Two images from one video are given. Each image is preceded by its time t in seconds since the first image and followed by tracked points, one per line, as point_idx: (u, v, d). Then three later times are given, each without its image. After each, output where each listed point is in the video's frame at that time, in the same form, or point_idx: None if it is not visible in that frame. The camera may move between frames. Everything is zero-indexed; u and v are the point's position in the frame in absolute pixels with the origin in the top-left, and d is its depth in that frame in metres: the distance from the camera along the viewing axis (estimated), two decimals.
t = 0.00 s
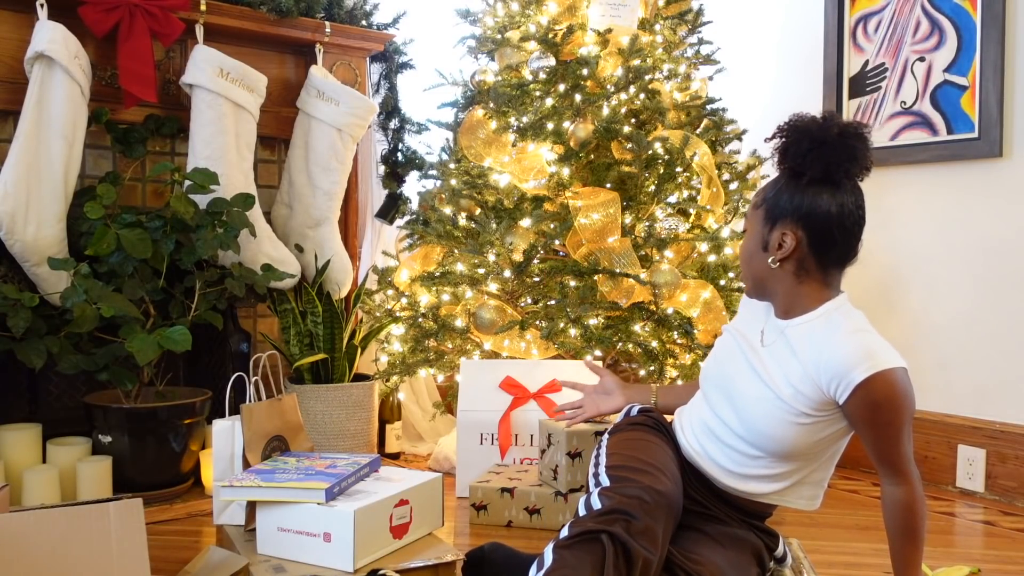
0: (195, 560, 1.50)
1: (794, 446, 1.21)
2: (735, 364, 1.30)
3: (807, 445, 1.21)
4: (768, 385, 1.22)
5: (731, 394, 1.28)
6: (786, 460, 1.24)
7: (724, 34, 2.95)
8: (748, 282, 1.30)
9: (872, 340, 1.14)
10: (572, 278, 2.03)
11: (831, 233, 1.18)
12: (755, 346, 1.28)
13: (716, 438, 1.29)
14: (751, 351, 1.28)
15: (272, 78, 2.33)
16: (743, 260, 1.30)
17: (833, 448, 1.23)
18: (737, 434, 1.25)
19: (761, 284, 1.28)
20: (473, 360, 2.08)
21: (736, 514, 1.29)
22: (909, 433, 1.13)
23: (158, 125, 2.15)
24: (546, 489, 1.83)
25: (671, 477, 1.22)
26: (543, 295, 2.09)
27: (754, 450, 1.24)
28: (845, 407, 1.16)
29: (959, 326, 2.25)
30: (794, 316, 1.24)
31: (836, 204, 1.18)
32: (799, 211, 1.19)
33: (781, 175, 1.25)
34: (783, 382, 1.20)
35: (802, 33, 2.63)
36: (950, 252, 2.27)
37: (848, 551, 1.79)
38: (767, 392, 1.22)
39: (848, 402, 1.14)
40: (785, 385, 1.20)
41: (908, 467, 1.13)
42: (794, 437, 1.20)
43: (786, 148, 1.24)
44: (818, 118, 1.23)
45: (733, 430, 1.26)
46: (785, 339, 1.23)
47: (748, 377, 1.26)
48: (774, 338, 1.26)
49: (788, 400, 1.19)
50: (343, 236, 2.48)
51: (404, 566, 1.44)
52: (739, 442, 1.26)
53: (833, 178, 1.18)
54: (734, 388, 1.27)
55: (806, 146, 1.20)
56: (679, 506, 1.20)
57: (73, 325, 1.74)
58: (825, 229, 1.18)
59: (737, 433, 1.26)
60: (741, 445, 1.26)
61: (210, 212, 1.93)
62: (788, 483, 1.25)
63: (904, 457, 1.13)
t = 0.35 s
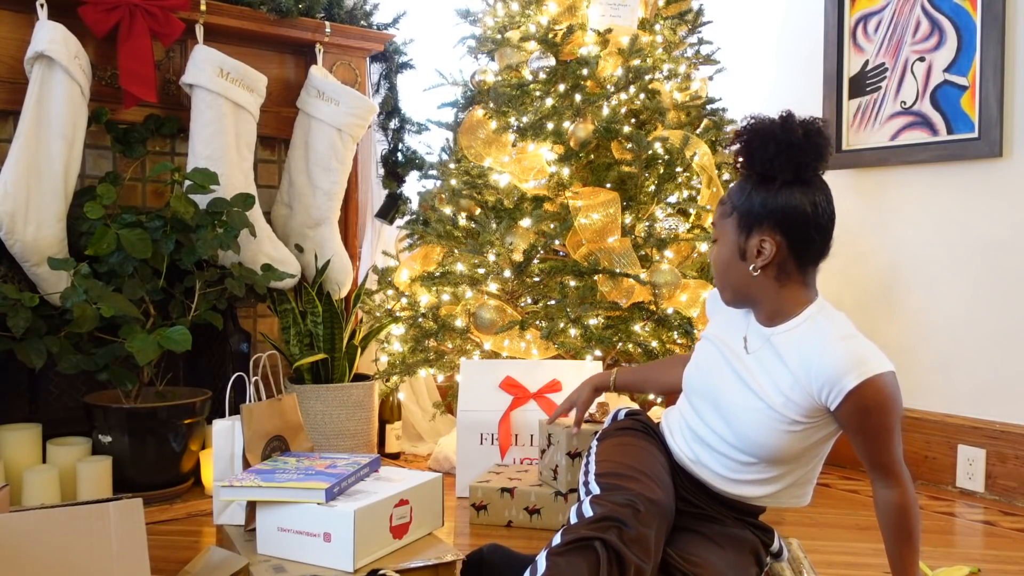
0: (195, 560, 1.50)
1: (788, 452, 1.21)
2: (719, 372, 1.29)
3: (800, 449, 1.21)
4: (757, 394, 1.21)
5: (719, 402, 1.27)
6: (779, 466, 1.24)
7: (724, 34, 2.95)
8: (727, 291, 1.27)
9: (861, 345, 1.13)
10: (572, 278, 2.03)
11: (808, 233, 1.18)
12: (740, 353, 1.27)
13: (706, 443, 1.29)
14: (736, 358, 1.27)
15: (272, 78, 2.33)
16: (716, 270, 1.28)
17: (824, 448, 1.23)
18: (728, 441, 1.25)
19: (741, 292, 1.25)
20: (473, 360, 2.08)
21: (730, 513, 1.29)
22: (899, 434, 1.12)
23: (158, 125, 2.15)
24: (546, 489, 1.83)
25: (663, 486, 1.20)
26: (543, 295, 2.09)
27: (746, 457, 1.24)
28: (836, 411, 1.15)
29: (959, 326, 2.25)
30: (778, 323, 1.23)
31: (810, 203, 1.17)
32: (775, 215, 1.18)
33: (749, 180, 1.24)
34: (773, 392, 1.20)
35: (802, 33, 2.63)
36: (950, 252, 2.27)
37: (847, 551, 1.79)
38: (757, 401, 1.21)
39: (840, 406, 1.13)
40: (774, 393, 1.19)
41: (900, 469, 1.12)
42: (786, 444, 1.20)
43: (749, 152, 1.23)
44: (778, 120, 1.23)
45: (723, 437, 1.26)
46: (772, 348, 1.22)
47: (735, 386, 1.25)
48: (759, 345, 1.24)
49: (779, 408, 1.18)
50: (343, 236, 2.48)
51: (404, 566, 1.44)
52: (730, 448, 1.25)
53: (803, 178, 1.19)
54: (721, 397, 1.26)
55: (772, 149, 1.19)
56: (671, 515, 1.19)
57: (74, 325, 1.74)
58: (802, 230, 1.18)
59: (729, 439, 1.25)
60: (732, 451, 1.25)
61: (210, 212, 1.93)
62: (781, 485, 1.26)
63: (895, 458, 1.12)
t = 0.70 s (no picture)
0: (195, 560, 1.51)
1: (788, 447, 1.20)
2: (705, 376, 1.26)
3: (795, 444, 1.21)
4: (749, 392, 1.20)
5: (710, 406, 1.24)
6: (776, 462, 1.23)
7: (724, 33, 2.95)
8: (750, 277, 1.19)
9: (853, 331, 1.16)
10: (572, 278, 2.04)
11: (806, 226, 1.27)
12: (724, 356, 1.25)
13: (696, 447, 1.26)
14: (721, 360, 1.25)
15: (272, 78, 2.33)
16: (746, 261, 1.18)
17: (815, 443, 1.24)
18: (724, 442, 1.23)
19: (767, 281, 1.20)
20: (473, 360, 2.07)
21: (729, 511, 1.26)
22: (888, 430, 1.17)
23: (158, 125, 2.15)
24: (546, 489, 1.83)
25: (650, 481, 1.18)
26: (543, 295, 2.09)
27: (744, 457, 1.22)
28: (834, 403, 1.18)
29: (959, 326, 2.25)
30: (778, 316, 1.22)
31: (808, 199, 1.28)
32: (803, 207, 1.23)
33: (781, 168, 1.22)
34: (772, 387, 1.19)
35: (802, 33, 2.63)
36: (950, 252, 2.27)
37: (847, 551, 1.79)
38: (755, 399, 1.19)
39: (838, 397, 1.16)
40: (769, 389, 1.19)
41: (889, 464, 1.17)
42: (787, 439, 1.19)
43: (791, 142, 1.22)
44: (797, 113, 1.24)
45: (718, 440, 1.23)
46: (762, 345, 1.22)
47: (725, 388, 1.23)
48: (745, 344, 1.23)
49: (780, 403, 1.18)
50: (343, 236, 2.48)
51: (404, 566, 1.44)
52: (726, 449, 1.23)
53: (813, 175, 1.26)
54: (711, 400, 1.24)
55: (805, 144, 1.23)
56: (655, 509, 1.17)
57: (74, 325, 1.74)
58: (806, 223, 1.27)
59: (725, 440, 1.22)
60: (729, 453, 1.23)
61: (210, 212, 1.93)
62: (777, 484, 1.25)
63: (883, 454, 1.17)
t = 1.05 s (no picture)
0: (195, 560, 1.51)
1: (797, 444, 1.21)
2: (711, 378, 1.24)
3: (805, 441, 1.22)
4: (765, 393, 1.19)
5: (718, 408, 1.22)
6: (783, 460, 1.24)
7: (724, 34, 2.95)
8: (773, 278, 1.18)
9: (861, 324, 1.18)
10: (572, 278, 2.04)
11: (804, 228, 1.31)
12: (729, 357, 1.24)
13: (702, 448, 1.25)
14: (728, 361, 1.23)
15: (272, 78, 2.33)
16: (773, 264, 1.17)
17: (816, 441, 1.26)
18: (734, 443, 1.22)
19: (788, 284, 1.20)
20: (473, 360, 2.07)
21: (728, 511, 1.26)
22: (889, 426, 1.19)
23: (158, 125, 2.15)
24: (546, 489, 1.83)
25: (647, 483, 1.18)
26: (543, 295, 2.09)
27: (754, 456, 1.22)
28: (842, 395, 1.19)
29: (958, 326, 2.26)
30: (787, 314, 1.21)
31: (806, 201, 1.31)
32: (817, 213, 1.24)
33: (799, 173, 1.23)
34: (786, 385, 1.18)
35: (802, 33, 2.63)
36: (949, 252, 2.27)
37: (847, 551, 1.79)
38: (768, 399, 1.18)
39: (848, 391, 1.18)
40: (784, 388, 1.18)
41: (891, 459, 1.19)
42: (796, 437, 1.20)
43: (812, 147, 1.22)
44: (814, 117, 1.25)
45: (728, 441, 1.22)
46: (771, 344, 1.21)
47: (734, 389, 1.21)
48: (757, 346, 1.22)
49: (792, 401, 1.18)
50: (343, 236, 2.48)
51: (404, 566, 1.44)
52: (735, 450, 1.22)
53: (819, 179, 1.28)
54: (720, 403, 1.22)
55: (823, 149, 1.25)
56: (656, 506, 1.17)
57: (73, 325, 1.74)
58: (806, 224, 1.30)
59: (734, 442, 1.22)
60: (738, 453, 1.22)
61: (210, 212, 1.93)
62: (780, 482, 1.26)
63: (885, 450, 1.19)
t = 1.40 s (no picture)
0: (194, 560, 1.51)
1: (797, 443, 1.21)
2: (709, 379, 1.25)
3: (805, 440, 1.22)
4: (765, 394, 1.19)
5: (717, 409, 1.23)
6: (782, 459, 1.24)
7: (724, 33, 2.95)
8: (746, 278, 1.18)
9: (858, 322, 1.18)
10: (572, 278, 2.05)
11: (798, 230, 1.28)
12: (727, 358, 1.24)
13: (702, 448, 1.26)
14: (726, 362, 1.24)
15: (272, 78, 2.33)
16: (741, 264, 1.17)
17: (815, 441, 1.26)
18: (734, 444, 1.22)
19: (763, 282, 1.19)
20: (473, 360, 2.08)
21: (727, 511, 1.26)
22: (888, 425, 1.19)
23: (158, 125, 2.15)
24: (545, 489, 1.83)
25: (647, 484, 1.18)
26: (543, 295, 2.09)
27: (754, 456, 1.22)
28: (840, 395, 1.19)
29: (958, 326, 2.26)
30: (780, 316, 1.21)
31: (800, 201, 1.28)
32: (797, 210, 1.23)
33: (771, 172, 1.22)
34: (784, 385, 1.18)
35: (802, 33, 2.63)
36: (949, 252, 2.27)
37: (847, 551, 1.79)
38: (767, 399, 1.19)
39: (846, 390, 1.18)
40: (783, 388, 1.18)
41: (890, 457, 1.19)
42: (796, 437, 1.20)
43: (780, 145, 1.21)
44: (783, 117, 1.24)
45: (727, 441, 1.22)
46: (768, 345, 1.21)
47: (733, 390, 1.22)
48: (756, 347, 1.22)
49: (790, 401, 1.18)
50: (343, 236, 2.48)
51: (404, 566, 1.44)
52: (735, 450, 1.23)
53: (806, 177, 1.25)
54: (719, 404, 1.22)
55: (802, 146, 1.24)
56: (655, 506, 1.17)
57: (74, 325, 1.74)
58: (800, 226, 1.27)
59: (734, 442, 1.22)
60: (737, 453, 1.23)
61: (210, 212, 1.93)
62: (780, 481, 1.26)
63: (884, 449, 1.19)
